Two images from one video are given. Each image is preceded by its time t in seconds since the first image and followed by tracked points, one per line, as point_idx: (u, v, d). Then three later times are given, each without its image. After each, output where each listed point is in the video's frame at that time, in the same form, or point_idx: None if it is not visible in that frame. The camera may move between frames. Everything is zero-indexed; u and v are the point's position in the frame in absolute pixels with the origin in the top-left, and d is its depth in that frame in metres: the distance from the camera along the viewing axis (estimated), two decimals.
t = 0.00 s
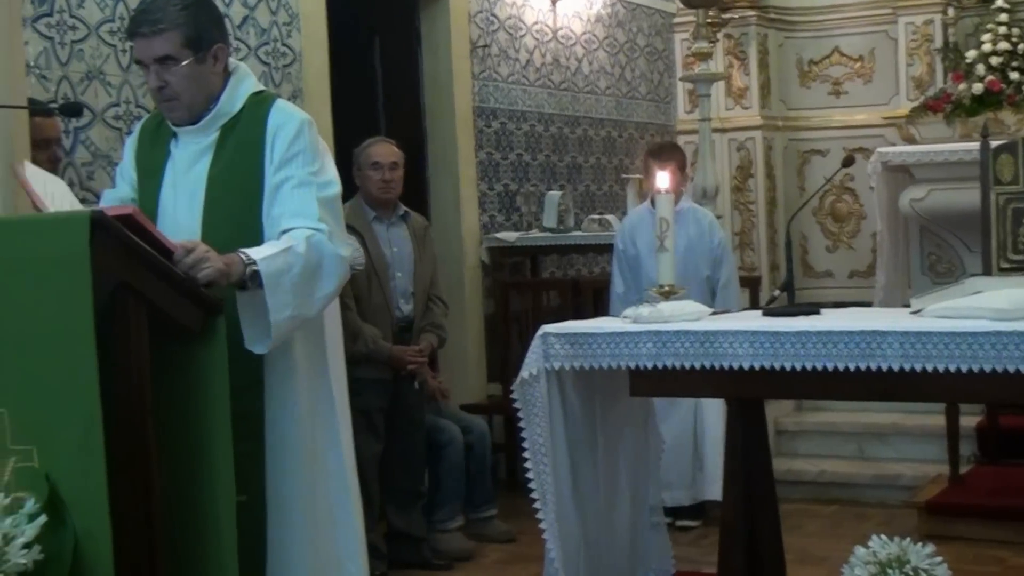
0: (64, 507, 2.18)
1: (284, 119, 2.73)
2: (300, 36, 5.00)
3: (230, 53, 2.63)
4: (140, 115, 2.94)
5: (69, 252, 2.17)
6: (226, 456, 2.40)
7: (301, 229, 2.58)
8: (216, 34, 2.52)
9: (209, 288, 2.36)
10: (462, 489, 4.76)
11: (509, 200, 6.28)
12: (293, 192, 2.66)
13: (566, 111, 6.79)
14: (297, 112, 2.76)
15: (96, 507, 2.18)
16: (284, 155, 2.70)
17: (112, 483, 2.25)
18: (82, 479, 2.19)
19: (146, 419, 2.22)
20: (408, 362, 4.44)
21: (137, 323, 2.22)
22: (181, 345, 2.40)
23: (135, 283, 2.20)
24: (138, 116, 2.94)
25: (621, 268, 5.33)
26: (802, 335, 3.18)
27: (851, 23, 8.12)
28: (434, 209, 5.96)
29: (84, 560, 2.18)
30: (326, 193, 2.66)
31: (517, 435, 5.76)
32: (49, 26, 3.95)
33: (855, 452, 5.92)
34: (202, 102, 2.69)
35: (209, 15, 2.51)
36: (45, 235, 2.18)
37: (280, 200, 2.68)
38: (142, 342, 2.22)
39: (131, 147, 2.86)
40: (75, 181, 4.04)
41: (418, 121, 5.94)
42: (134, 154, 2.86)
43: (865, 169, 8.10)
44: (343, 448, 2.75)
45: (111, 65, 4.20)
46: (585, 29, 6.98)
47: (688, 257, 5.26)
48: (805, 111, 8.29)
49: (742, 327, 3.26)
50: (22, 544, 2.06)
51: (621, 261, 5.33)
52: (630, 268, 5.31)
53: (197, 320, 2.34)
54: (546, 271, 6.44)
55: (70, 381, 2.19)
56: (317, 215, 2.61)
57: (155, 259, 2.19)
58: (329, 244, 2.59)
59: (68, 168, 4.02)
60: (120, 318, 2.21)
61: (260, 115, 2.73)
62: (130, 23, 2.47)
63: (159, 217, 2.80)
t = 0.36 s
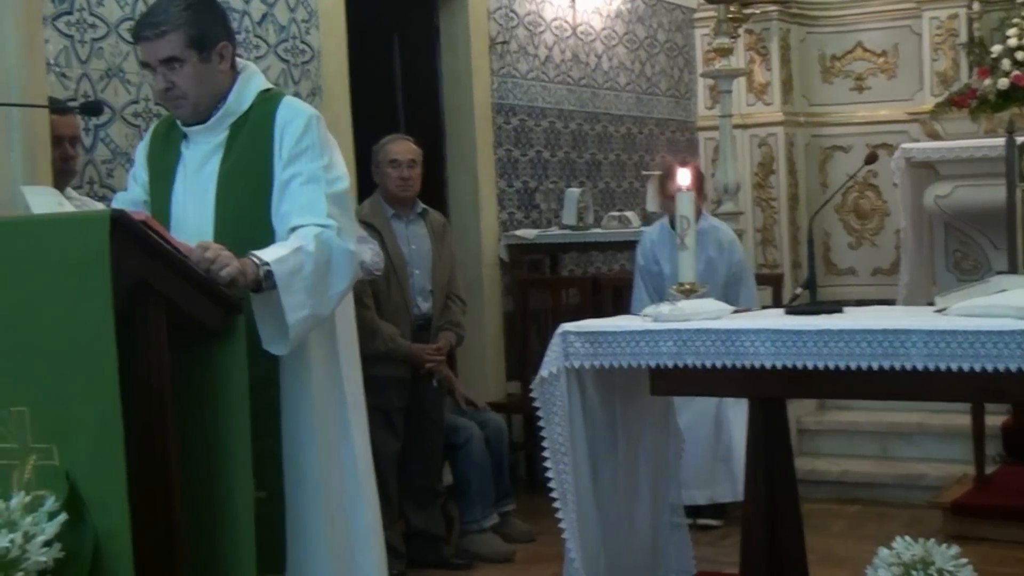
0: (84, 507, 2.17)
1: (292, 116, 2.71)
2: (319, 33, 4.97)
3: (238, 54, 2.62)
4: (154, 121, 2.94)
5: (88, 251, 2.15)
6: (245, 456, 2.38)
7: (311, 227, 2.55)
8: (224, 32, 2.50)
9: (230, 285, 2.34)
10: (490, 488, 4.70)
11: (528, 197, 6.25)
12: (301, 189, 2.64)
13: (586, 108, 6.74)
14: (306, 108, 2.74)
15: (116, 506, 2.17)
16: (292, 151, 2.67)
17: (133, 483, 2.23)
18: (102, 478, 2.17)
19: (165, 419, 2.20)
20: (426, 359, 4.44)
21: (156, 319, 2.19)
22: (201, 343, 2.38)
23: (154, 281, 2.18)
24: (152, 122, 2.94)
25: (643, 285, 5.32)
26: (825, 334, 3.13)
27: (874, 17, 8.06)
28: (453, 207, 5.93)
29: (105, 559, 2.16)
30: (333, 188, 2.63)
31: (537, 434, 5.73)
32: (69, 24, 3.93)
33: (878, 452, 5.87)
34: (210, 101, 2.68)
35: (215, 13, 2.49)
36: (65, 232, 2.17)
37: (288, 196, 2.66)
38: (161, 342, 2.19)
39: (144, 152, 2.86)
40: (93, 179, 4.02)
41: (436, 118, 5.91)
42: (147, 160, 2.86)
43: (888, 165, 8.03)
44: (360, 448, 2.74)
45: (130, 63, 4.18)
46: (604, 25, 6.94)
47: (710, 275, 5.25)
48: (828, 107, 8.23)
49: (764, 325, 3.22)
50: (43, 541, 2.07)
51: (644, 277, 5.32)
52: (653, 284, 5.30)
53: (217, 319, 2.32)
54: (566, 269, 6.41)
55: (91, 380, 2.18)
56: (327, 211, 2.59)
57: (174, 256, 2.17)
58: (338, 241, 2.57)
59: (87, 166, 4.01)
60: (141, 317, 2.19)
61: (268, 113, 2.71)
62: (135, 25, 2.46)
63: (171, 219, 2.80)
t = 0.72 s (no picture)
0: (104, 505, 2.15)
1: (303, 115, 2.69)
2: (338, 29, 4.94)
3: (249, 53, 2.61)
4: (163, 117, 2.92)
5: (109, 248, 2.13)
6: (265, 454, 2.34)
7: (322, 229, 2.54)
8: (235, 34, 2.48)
9: (251, 285, 2.32)
10: (508, 482, 4.65)
11: (548, 192, 6.22)
12: (311, 189, 2.62)
13: (606, 102, 6.70)
14: (318, 107, 2.72)
15: (137, 503, 2.14)
16: (303, 150, 2.66)
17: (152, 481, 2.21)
18: (122, 476, 2.15)
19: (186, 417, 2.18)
20: (445, 357, 4.40)
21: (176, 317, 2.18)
22: (221, 339, 2.36)
23: (174, 278, 2.16)
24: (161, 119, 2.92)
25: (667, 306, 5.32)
26: (849, 330, 3.10)
27: (897, 11, 8.00)
28: (472, 204, 5.91)
29: (125, 555, 2.15)
30: (343, 187, 2.61)
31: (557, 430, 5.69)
32: (89, 20, 3.90)
33: (902, 450, 5.82)
34: (223, 102, 2.66)
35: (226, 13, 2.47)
36: (85, 231, 2.16)
37: (298, 196, 2.64)
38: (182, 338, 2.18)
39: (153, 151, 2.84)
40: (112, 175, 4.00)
41: (455, 113, 5.88)
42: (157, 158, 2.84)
43: (912, 160, 7.98)
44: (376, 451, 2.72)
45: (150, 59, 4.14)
46: (624, 20, 6.90)
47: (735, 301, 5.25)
48: (851, 101, 8.17)
49: (787, 322, 3.18)
50: (63, 537, 2.06)
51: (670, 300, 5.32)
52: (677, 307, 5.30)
53: (236, 316, 2.30)
54: (586, 264, 6.38)
55: (109, 378, 2.16)
56: (337, 212, 2.58)
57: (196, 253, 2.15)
58: (348, 243, 2.55)
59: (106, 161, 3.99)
60: (161, 315, 2.18)
61: (279, 112, 2.69)
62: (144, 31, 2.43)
63: (183, 219, 2.79)
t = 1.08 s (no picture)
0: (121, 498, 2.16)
1: (326, 111, 2.66)
2: (356, 23, 4.91)
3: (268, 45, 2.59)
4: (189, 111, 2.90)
5: (126, 244, 2.14)
6: (283, 446, 2.34)
7: (346, 228, 2.51)
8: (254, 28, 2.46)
9: (271, 280, 2.33)
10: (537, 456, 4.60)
11: (568, 186, 6.19)
12: (335, 188, 2.59)
13: (626, 96, 6.66)
14: (342, 104, 2.69)
15: (155, 497, 2.15)
16: (326, 147, 2.63)
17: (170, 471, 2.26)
18: (140, 469, 2.16)
19: (204, 415, 2.22)
20: (465, 351, 4.36)
21: (194, 310, 2.22)
22: (239, 332, 2.36)
23: (193, 271, 2.19)
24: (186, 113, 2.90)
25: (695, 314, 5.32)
26: (872, 325, 3.06)
27: (921, 3, 7.92)
28: (491, 199, 5.88)
29: (144, 547, 2.16)
30: (366, 186, 2.57)
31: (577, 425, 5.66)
32: (107, 14, 3.88)
33: (926, 446, 5.76)
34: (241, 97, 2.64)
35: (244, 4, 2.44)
36: (100, 227, 2.15)
37: (322, 195, 2.61)
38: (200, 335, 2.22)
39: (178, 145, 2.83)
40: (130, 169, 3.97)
41: (475, 107, 5.85)
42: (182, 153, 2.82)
43: (936, 154, 7.91)
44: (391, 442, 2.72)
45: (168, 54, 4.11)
46: (645, 13, 6.85)
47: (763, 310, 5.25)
48: (874, 95, 8.11)
49: (809, 317, 3.15)
50: (82, 530, 2.08)
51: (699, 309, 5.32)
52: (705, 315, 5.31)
53: (255, 309, 2.31)
54: (606, 258, 6.34)
55: (126, 369, 2.17)
56: (362, 212, 2.54)
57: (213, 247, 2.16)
58: (374, 243, 2.52)
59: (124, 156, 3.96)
60: (179, 309, 2.21)
61: (302, 108, 2.66)
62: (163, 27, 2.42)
63: (206, 213, 2.77)
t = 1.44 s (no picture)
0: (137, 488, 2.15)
1: (352, 106, 2.63)
2: (374, 16, 4.88)
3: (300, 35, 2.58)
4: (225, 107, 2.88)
5: (140, 232, 2.12)
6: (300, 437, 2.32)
7: (375, 232, 2.50)
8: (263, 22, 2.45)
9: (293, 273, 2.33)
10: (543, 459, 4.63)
11: (588, 179, 6.16)
12: (364, 188, 2.57)
13: (647, 90, 6.63)
14: (369, 97, 2.65)
15: (174, 487, 2.15)
16: (355, 147, 2.60)
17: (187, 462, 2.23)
18: (159, 459, 2.16)
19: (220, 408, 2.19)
20: (486, 344, 4.32)
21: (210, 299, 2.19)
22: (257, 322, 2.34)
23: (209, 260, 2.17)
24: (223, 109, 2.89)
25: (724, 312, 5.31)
26: (896, 317, 3.01)
27: None
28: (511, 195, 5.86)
29: (161, 536, 2.16)
30: (396, 186, 2.55)
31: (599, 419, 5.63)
32: (123, 7, 3.88)
33: (953, 440, 5.70)
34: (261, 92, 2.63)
35: None
36: (113, 214, 2.14)
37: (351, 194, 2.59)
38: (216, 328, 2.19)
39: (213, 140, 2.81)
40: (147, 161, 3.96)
41: (493, 102, 5.84)
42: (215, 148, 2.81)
43: (961, 147, 7.85)
44: (416, 434, 2.69)
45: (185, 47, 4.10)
46: (665, 6, 6.82)
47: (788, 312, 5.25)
48: (898, 88, 8.07)
49: (831, 308, 3.10)
50: (100, 519, 2.07)
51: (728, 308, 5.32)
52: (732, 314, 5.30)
53: (270, 297, 2.30)
54: (627, 252, 6.28)
55: (141, 358, 2.16)
56: (392, 215, 2.52)
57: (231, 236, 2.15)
58: (403, 247, 2.51)
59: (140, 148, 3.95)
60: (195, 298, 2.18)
61: (327, 102, 2.64)
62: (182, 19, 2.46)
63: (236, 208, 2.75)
